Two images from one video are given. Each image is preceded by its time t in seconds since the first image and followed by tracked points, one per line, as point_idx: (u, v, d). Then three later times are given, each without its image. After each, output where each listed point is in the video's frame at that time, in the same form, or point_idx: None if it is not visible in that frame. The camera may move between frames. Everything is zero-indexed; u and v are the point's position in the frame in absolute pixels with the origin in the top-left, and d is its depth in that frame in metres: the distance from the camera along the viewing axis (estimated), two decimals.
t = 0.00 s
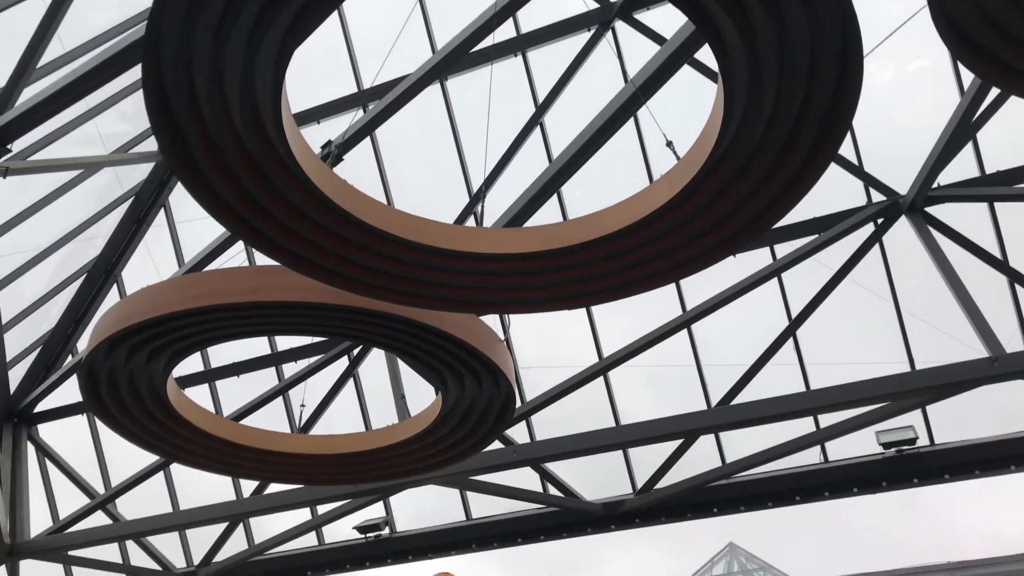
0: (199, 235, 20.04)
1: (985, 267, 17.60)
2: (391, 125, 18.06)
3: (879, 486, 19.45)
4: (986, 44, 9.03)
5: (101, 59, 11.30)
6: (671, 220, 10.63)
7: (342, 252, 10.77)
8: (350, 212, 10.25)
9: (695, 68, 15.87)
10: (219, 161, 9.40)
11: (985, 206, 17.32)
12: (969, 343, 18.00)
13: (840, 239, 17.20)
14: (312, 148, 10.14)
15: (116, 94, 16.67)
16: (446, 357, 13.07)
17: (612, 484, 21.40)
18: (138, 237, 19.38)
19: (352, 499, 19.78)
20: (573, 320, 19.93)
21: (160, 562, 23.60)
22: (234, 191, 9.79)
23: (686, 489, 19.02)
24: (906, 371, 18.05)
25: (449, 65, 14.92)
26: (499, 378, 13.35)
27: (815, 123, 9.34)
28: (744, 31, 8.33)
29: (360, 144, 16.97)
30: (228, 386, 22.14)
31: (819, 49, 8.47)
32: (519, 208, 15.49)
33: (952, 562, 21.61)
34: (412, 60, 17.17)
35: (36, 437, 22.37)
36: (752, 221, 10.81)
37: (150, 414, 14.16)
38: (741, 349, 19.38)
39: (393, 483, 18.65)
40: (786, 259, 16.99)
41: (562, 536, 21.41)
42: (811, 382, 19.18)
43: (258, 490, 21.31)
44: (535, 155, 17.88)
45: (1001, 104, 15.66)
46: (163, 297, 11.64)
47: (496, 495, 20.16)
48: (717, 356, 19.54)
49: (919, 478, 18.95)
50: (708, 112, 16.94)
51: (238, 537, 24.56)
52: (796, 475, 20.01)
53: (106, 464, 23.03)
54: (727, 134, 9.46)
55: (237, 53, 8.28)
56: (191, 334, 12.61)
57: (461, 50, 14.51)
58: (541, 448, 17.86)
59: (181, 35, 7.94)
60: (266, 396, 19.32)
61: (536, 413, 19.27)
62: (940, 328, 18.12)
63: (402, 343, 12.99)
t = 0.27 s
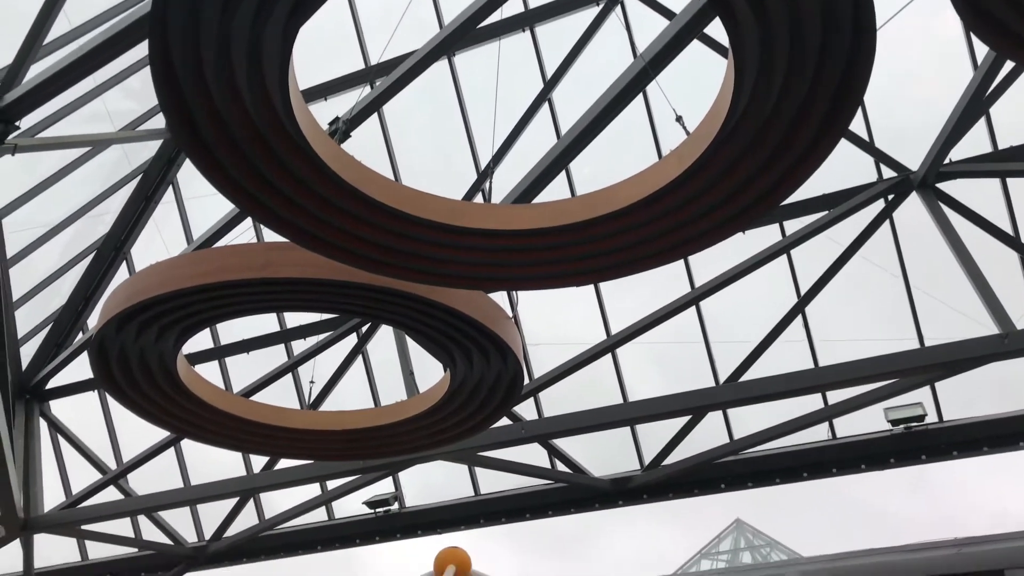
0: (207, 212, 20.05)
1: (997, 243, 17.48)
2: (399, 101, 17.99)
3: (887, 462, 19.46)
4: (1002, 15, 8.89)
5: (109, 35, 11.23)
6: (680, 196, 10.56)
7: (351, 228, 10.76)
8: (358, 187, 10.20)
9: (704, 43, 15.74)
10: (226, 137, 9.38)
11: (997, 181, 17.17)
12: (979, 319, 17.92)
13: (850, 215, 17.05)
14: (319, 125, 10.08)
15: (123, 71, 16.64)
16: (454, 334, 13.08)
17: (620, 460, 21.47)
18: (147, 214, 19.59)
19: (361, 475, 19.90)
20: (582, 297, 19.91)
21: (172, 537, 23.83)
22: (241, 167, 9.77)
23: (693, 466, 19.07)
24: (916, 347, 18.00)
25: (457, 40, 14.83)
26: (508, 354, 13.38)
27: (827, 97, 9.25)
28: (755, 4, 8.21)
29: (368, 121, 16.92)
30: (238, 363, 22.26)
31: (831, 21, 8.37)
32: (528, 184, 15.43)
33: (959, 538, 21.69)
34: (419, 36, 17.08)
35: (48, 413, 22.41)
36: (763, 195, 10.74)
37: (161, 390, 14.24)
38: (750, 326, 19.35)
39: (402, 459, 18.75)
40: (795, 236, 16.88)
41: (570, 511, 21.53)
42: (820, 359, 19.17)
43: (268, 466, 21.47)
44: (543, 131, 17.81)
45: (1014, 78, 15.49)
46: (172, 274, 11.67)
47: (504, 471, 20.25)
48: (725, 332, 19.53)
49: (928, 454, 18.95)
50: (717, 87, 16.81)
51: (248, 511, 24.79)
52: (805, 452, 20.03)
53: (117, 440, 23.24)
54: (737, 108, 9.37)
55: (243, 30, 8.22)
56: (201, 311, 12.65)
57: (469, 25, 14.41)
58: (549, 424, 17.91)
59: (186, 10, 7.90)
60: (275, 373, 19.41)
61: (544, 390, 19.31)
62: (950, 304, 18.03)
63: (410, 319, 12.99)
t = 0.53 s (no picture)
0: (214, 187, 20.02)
1: (1007, 218, 17.35)
2: (405, 75, 17.89)
3: (894, 437, 19.46)
4: None
5: (114, 8, 11.17)
6: (689, 170, 10.49)
7: (359, 203, 10.72)
8: (363, 160, 10.14)
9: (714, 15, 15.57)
10: (233, 111, 9.33)
11: (1009, 156, 17.00)
12: (989, 294, 17.78)
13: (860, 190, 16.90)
14: (326, 98, 10.01)
15: (129, 45, 16.56)
16: (461, 309, 13.08)
17: (627, 435, 21.53)
18: (155, 189, 19.00)
19: (368, 449, 20.00)
20: (589, 273, 19.86)
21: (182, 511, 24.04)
22: (248, 141, 9.73)
23: (700, 441, 19.11)
24: (924, 323, 17.94)
25: (463, 13, 14.70)
26: (515, 330, 13.38)
27: (838, 69, 9.14)
28: None
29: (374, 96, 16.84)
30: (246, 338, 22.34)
31: None
32: (535, 159, 15.36)
33: (965, 514, 21.76)
34: (426, 9, 16.95)
35: (58, 387, 22.46)
36: (773, 169, 10.64)
37: (170, 364, 14.29)
38: (758, 301, 19.31)
39: (410, 433, 18.83)
40: (804, 211, 16.77)
41: (576, 486, 21.64)
42: (827, 334, 19.14)
43: (277, 440, 21.60)
44: (551, 106, 17.70)
45: None
46: (179, 249, 11.68)
47: (511, 446, 20.32)
48: (733, 308, 19.50)
49: (934, 430, 18.94)
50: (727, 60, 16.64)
51: (258, 485, 25.01)
52: (811, 427, 20.05)
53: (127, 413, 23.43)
54: (747, 81, 9.27)
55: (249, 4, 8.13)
56: (209, 285, 12.67)
57: None
58: (556, 399, 17.95)
59: None
60: (283, 349, 19.48)
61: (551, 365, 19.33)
62: (960, 280, 17.91)
63: (417, 293, 12.97)
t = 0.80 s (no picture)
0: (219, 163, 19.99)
1: (1016, 193, 17.26)
2: (410, 50, 17.79)
3: (899, 413, 19.47)
4: None
5: None
6: (696, 144, 10.43)
7: (365, 178, 10.70)
8: (368, 134, 10.09)
9: None
10: (239, 85, 9.29)
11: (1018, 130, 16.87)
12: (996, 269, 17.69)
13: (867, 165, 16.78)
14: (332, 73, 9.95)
15: (132, 19, 16.46)
16: (467, 284, 13.08)
17: (632, 411, 21.61)
18: (160, 162, 19.29)
19: (375, 424, 20.12)
20: (594, 248, 19.83)
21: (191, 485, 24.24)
22: (254, 115, 9.70)
23: (705, 417, 19.14)
24: (930, 298, 17.91)
25: None
26: (521, 306, 13.40)
27: (848, 41, 9.06)
28: None
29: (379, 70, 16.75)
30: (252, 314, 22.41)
31: None
32: (541, 134, 15.30)
33: (969, 489, 21.86)
34: None
35: (66, 363, 22.55)
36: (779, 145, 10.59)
37: (176, 340, 14.34)
38: (764, 277, 19.28)
39: (416, 408, 18.92)
40: (811, 186, 16.69)
41: (581, 461, 21.74)
42: (833, 309, 19.20)
43: (283, 415, 21.72)
44: (557, 80, 17.59)
45: None
46: (186, 224, 11.68)
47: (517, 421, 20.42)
48: (739, 284, 19.47)
49: (940, 405, 18.95)
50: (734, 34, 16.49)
51: (265, 459, 25.21)
52: (816, 403, 20.09)
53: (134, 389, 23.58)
54: (756, 54, 9.19)
55: None
56: (215, 260, 12.68)
57: None
58: (561, 375, 17.99)
59: None
60: (289, 325, 19.53)
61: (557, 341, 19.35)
62: (967, 255, 17.83)
63: (423, 269, 12.98)
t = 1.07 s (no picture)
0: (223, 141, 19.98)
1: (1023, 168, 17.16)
2: (415, 26, 17.69)
3: (904, 389, 19.44)
4: None
5: None
6: (702, 119, 10.36)
7: (369, 154, 10.67)
8: (372, 111, 10.04)
9: None
10: (242, 61, 9.25)
11: None
12: (1003, 245, 17.61)
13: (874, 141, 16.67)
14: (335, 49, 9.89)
15: None
16: (471, 261, 13.08)
17: (637, 388, 21.66)
18: (166, 140, 18.74)
19: (380, 401, 20.22)
20: (600, 226, 19.80)
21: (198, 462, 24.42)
22: (258, 92, 9.66)
23: (709, 393, 19.18)
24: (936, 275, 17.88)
25: None
26: (526, 283, 13.41)
27: (855, 15, 8.96)
28: None
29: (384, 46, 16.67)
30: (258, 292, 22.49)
31: None
32: (546, 110, 15.25)
33: (973, 465, 21.91)
34: None
35: (73, 340, 22.67)
36: (785, 120, 10.53)
37: (183, 317, 14.40)
38: (770, 254, 19.24)
39: (421, 385, 18.99)
40: (817, 162, 16.62)
41: (586, 437, 21.81)
42: (838, 286, 19.20)
43: (289, 392, 21.84)
44: (562, 56, 17.48)
45: None
46: (191, 201, 11.70)
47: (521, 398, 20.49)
48: (744, 261, 19.45)
49: (945, 382, 18.93)
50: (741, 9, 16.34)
51: (272, 436, 25.39)
52: (821, 379, 20.14)
53: (141, 366, 23.75)
54: (762, 29, 9.10)
55: None
56: (220, 238, 12.69)
57: None
58: (566, 352, 18.03)
59: None
60: (295, 302, 19.59)
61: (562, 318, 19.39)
62: (974, 231, 17.74)
63: (428, 246, 12.99)
